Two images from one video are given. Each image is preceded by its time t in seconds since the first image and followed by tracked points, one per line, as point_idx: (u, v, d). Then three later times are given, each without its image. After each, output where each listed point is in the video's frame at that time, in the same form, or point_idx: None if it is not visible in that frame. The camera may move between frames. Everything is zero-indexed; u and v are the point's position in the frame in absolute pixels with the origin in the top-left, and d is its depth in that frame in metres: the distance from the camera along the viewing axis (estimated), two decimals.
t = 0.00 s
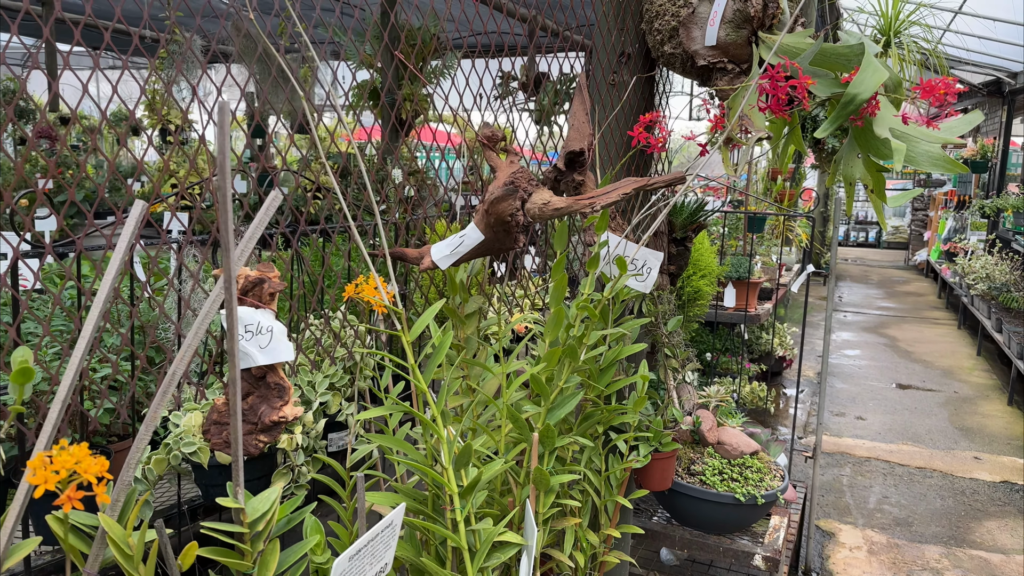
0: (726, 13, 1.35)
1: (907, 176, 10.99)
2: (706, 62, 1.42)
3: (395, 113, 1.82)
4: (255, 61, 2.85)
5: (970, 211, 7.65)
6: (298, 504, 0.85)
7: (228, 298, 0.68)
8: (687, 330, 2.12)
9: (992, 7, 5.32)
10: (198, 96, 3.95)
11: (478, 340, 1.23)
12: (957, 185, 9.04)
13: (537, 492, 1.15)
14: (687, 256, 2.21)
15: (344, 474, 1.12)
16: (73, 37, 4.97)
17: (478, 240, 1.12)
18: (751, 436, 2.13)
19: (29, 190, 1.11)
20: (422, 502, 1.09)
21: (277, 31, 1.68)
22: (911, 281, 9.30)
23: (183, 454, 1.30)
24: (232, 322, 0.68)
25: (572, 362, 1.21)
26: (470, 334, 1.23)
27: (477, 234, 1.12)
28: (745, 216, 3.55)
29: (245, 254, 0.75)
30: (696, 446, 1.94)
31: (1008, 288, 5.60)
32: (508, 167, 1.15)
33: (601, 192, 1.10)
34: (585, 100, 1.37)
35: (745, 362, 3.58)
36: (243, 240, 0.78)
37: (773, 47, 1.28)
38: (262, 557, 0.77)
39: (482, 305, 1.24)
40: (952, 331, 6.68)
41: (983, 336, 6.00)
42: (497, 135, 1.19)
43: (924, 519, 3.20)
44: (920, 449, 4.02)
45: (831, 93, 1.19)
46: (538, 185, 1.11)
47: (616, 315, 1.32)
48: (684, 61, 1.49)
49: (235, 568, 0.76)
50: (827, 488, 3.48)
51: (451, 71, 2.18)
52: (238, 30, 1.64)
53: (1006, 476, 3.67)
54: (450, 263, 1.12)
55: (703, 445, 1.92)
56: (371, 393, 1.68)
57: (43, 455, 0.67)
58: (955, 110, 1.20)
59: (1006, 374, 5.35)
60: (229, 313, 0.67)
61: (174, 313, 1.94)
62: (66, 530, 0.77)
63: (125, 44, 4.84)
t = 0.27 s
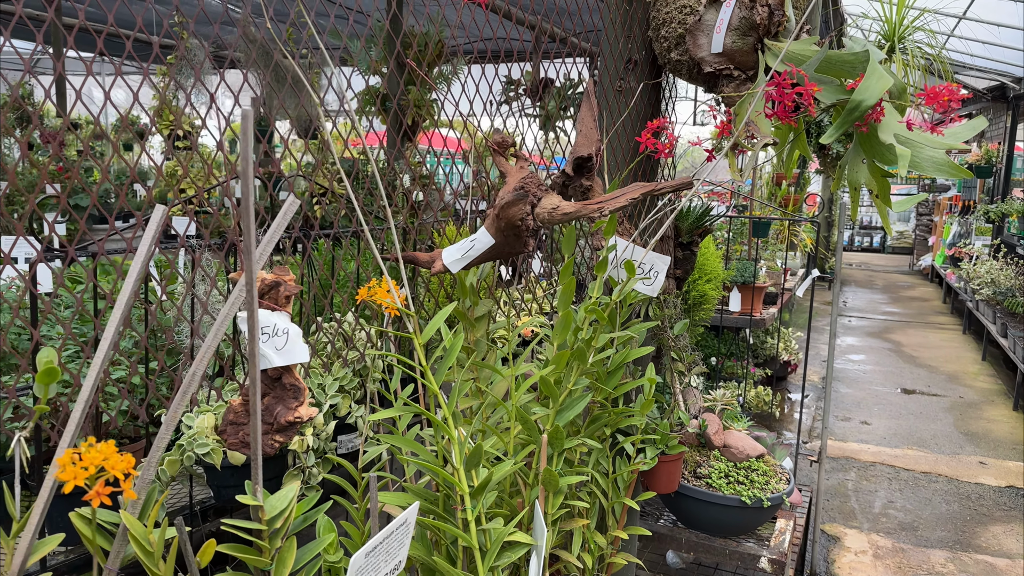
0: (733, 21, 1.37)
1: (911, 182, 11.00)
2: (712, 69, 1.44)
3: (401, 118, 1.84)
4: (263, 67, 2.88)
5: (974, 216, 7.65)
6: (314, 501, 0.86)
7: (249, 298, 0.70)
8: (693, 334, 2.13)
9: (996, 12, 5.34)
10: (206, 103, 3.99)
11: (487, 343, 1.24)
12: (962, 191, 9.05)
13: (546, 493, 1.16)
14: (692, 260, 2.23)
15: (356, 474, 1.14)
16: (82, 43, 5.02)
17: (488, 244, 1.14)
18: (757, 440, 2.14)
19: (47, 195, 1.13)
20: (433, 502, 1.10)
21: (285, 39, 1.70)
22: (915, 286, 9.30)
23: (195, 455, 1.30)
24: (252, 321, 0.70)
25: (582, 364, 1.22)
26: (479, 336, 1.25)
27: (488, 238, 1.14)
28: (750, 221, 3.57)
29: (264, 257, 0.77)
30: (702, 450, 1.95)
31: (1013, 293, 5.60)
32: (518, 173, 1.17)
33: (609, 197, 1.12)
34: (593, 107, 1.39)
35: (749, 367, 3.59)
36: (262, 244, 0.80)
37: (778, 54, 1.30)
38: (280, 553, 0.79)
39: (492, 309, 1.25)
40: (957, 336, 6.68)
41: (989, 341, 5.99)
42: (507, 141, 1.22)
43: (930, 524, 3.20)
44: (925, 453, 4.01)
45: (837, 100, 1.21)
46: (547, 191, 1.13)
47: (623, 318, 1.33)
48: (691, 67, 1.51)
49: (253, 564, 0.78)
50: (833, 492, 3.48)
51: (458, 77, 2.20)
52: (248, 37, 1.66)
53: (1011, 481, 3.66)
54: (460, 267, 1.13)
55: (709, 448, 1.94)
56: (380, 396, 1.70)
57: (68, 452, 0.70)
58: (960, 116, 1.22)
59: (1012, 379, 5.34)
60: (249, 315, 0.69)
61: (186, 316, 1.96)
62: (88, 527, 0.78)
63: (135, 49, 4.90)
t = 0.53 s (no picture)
0: (738, 26, 1.40)
1: (916, 188, 11.00)
2: (718, 74, 1.46)
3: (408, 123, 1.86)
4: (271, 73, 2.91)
5: (979, 222, 7.64)
6: (329, 495, 0.88)
7: (269, 294, 0.71)
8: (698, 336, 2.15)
9: (1000, 18, 5.35)
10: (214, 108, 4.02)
11: (496, 342, 1.26)
12: (966, 197, 9.04)
13: (555, 490, 1.18)
14: (698, 263, 2.25)
15: (367, 471, 1.15)
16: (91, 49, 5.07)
17: (498, 245, 1.16)
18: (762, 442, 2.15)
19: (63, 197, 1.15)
20: (443, 499, 1.12)
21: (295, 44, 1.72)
22: (920, 291, 9.29)
23: (209, 453, 1.32)
24: (271, 316, 0.72)
25: (590, 363, 1.24)
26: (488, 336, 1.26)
27: (498, 239, 1.16)
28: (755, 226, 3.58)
29: (283, 255, 0.79)
30: (708, 451, 1.96)
31: (1018, 299, 5.60)
32: (528, 174, 1.19)
33: (616, 199, 1.15)
34: (600, 110, 1.41)
35: (754, 371, 3.60)
36: (280, 242, 0.82)
37: (783, 59, 1.32)
38: (297, 545, 0.81)
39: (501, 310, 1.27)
40: (962, 342, 6.67)
41: (994, 346, 5.99)
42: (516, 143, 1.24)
43: (935, 528, 3.20)
44: (930, 458, 4.01)
45: (841, 104, 1.22)
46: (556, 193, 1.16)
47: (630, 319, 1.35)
48: (697, 72, 1.53)
49: (270, 555, 0.79)
50: (838, 496, 3.48)
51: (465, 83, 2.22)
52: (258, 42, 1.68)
53: (1017, 486, 3.66)
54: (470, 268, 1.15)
55: (715, 449, 1.95)
56: (389, 396, 1.72)
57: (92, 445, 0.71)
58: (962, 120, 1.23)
59: (1018, 385, 5.34)
60: (269, 310, 0.71)
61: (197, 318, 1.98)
62: (110, 518, 0.80)
63: (143, 56, 4.94)
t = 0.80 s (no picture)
0: (745, 31, 1.41)
1: (920, 192, 10.99)
2: (724, 78, 1.47)
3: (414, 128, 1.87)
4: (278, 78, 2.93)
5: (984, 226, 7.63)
6: (341, 493, 0.89)
7: (285, 294, 0.72)
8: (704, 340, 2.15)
9: (1004, 23, 5.36)
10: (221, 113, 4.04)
11: (505, 344, 1.27)
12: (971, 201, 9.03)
13: (563, 491, 1.18)
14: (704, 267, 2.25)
15: (377, 472, 1.16)
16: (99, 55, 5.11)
17: (507, 248, 1.17)
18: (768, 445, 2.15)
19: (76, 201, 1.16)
20: (452, 499, 1.13)
21: (303, 50, 1.74)
22: (925, 296, 9.27)
23: (220, 454, 1.34)
24: (287, 317, 0.73)
25: (598, 366, 1.25)
26: (496, 338, 1.27)
27: (507, 242, 1.17)
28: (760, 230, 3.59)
29: (299, 255, 0.80)
30: (714, 454, 1.97)
31: None
32: (536, 178, 1.20)
33: (624, 202, 1.16)
34: (608, 115, 1.42)
35: (759, 375, 3.60)
36: (294, 244, 0.83)
37: (790, 63, 1.32)
38: (309, 544, 0.82)
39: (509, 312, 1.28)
40: (968, 346, 6.66)
41: (1000, 351, 5.97)
42: (524, 147, 1.25)
43: (941, 533, 3.20)
44: (936, 463, 4.01)
45: (847, 108, 1.23)
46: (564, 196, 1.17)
47: (638, 322, 1.36)
48: (703, 77, 1.54)
49: (284, 552, 0.80)
50: (843, 501, 3.48)
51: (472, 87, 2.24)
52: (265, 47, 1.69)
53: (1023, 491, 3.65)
54: (479, 269, 1.17)
55: (721, 452, 1.95)
56: (397, 399, 1.73)
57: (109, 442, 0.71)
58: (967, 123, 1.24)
59: None
60: (285, 311, 0.72)
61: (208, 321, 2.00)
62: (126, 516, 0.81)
63: (150, 61, 4.97)
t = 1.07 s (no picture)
0: (748, 35, 1.42)
1: (923, 195, 10.98)
2: (728, 82, 1.48)
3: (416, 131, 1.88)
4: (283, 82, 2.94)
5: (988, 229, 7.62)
6: (348, 494, 0.90)
7: (293, 298, 0.73)
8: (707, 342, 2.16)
9: (1007, 26, 5.36)
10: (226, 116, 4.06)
11: (510, 347, 1.28)
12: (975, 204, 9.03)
13: (567, 494, 1.19)
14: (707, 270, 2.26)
15: (382, 474, 1.17)
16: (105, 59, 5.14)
17: (512, 252, 1.18)
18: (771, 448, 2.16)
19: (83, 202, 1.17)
20: (457, 501, 1.13)
21: (307, 53, 1.74)
22: (929, 299, 9.26)
23: (226, 456, 1.35)
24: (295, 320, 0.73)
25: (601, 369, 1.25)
26: (501, 341, 1.28)
27: (512, 246, 1.18)
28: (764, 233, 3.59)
29: (307, 257, 0.80)
30: (717, 457, 1.97)
31: None
32: (541, 182, 1.21)
33: (628, 206, 1.16)
34: (612, 119, 1.42)
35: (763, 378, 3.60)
36: (302, 248, 0.83)
37: (793, 68, 1.33)
38: (316, 545, 0.82)
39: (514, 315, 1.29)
40: (972, 350, 6.65)
41: (1003, 354, 5.97)
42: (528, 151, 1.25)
43: (945, 536, 3.19)
44: (940, 466, 4.00)
45: (849, 112, 1.24)
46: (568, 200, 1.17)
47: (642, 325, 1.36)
48: (707, 81, 1.55)
49: (291, 553, 0.81)
50: (847, 504, 3.48)
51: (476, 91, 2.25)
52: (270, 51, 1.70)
53: None
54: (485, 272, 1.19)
55: (725, 455, 1.96)
56: (401, 401, 1.73)
57: (117, 443, 0.71)
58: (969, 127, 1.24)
59: None
60: (293, 315, 0.72)
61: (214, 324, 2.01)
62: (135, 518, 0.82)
63: (155, 65, 5.00)
